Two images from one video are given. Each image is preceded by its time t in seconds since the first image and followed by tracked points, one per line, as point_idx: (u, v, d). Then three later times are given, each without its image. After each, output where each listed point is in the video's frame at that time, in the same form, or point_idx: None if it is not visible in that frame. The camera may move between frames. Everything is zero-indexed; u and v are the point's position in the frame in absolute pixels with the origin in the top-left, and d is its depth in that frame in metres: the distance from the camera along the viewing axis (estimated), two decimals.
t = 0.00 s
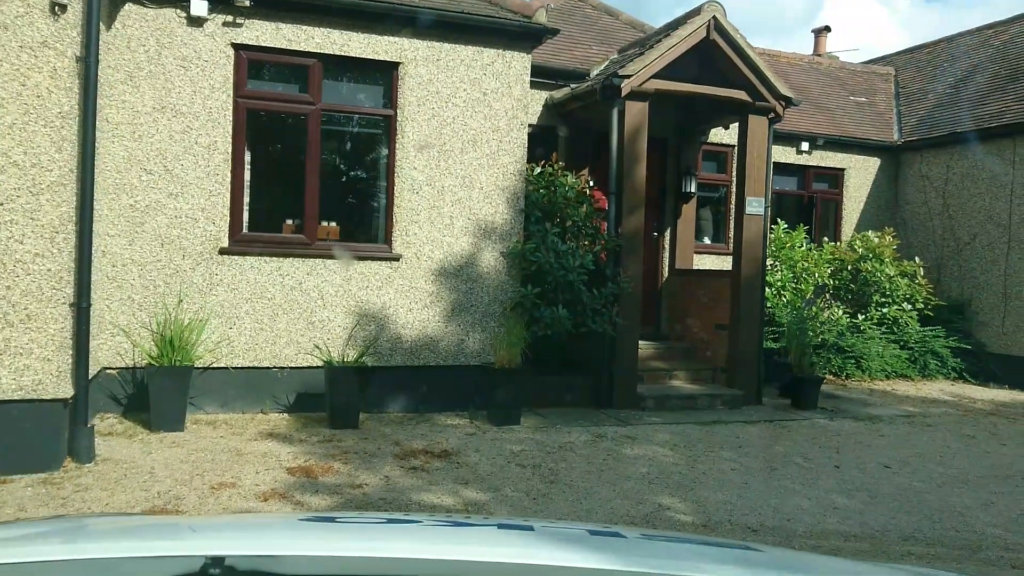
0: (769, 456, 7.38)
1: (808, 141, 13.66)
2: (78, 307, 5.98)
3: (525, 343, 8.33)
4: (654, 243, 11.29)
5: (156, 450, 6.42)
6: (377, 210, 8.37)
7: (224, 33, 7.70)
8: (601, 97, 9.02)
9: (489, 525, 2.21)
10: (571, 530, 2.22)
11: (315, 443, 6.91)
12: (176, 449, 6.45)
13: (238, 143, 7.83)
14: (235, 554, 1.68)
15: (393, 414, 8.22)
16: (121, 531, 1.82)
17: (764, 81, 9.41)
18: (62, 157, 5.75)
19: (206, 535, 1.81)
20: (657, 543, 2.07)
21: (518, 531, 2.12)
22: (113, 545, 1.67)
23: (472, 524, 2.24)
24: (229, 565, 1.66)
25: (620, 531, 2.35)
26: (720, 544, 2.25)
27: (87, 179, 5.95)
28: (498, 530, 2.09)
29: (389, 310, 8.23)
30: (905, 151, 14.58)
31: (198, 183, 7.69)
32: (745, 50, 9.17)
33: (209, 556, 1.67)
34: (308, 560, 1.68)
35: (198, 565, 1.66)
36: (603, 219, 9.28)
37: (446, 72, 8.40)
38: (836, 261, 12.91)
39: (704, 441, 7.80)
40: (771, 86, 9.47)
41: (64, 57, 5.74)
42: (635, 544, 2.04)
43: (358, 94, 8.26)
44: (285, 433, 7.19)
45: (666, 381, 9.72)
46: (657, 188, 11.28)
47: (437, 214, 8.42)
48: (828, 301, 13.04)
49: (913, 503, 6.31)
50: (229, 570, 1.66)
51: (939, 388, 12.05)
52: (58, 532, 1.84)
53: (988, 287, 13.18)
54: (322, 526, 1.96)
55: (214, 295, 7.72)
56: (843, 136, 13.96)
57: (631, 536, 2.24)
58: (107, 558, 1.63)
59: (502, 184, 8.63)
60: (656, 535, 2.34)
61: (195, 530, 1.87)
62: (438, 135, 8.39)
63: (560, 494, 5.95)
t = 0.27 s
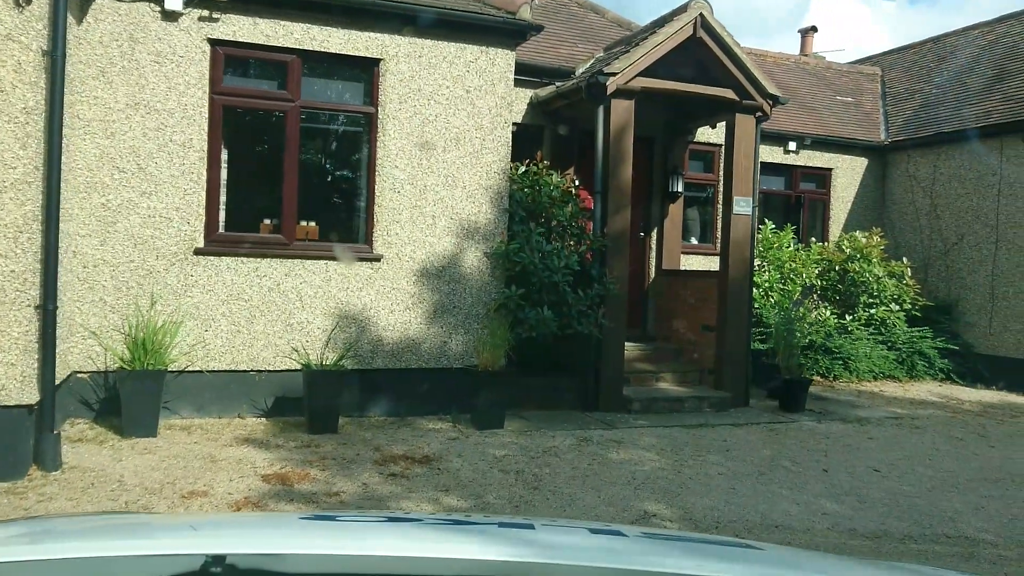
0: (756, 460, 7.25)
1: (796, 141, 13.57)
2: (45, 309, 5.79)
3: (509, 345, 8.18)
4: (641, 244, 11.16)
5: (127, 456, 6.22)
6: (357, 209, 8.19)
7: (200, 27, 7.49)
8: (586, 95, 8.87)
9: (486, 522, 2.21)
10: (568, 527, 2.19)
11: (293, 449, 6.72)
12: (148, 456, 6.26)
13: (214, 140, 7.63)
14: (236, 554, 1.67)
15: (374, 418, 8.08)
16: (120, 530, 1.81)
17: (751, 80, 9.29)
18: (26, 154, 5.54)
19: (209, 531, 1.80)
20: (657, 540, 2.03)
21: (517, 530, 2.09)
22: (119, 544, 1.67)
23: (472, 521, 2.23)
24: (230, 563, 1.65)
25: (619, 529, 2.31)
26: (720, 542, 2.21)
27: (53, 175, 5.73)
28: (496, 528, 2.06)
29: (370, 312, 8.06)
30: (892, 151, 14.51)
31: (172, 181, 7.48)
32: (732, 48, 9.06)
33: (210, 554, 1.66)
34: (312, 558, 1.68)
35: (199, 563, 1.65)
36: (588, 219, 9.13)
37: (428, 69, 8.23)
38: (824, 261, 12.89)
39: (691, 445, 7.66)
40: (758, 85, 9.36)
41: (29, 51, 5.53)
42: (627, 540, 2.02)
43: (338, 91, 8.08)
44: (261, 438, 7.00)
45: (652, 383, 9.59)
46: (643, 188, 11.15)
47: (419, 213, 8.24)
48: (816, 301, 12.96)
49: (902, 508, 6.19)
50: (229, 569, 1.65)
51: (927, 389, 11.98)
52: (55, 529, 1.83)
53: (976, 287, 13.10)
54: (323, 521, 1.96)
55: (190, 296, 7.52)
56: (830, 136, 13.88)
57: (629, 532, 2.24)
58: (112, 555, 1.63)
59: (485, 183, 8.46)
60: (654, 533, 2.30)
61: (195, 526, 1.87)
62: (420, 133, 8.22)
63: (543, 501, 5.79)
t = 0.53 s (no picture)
0: (744, 464, 7.09)
1: (783, 139, 13.45)
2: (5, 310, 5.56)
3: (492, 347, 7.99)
4: (627, 243, 10.99)
5: (94, 464, 5.99)
6: (336, 208, 7.97)
7: (173, 20, 7.26)
8: (572, 91, 8.69)
9: (494, 522, 2.15)
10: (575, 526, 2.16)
11: (268, 455, 6.50)
12: (117, 464, 6.02)
13: (188, 137, 7.39)
14: (239, 552, 1.65)
15: (354, 422, 7.89)
16: (124, 529, 1.80)
17: (739, 77, 9.14)
18: None
19: (212, 530, 1.78)
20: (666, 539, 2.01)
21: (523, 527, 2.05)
22: (123, 543, 1.66)
23: (477, 519, 2.19)
24: (236, 562, 1.62)
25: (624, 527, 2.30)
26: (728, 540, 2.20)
27: (13, 170, 5.48)
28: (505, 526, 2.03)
29: (350, 313, 7.84)
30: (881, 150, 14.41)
31: (144, 178, 7.24)
32: (720, 44, 8.90)
33: (215, 553, 1.63)
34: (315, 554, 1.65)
35: (205, 562, 1.63)
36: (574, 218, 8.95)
37: (409, 63, 8.02)
38: (812, 260, 12.74)
39: (678, 448, 7.50)
40: (746, 81, 9.21)
41: None
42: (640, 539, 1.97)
43: (317, 86, 7.86)
44: (236, 444, 6.77)
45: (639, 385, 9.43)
46: (630, 186, 10.97)
47: (400, 212, 8.04)
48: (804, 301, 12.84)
49: (894, 514, 6.03)
50: (234, 568, 1.62)
51: (916, 390, 11.87)
52: (61, 530, 1.82)
53: (965, 287, 12.98)
54: (326, 520, 1.93)
55: (163, 298, 7.28)
56: (818, 135, 13.76)
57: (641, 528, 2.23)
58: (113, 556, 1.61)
59: (469, 181, 8.27)
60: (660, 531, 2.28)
61: (200, 524, 1.86)
62: (402, 129, 8.02)
63: (526, 509, 5.60)
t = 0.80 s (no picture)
0: (734, 470, 6.90)
1: (773, 138, 13.29)
2: None
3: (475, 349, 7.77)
4: (615, 242, 10.78)
5: (58, 473, 5.73)
6: (314, 207, 7.73)
7: (143, 11, 7.01)
8: (558, 87, 8.48)
9: (497, 526, 2.14)
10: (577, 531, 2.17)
11: (241, 462, 6.26)
12: (81, 473, 5.77)
13: (159, 132, 7.13)
14: (242, 555, 1.63)
15: (333, 427, 7.66)
16: (124, 532, 1.78)
17: (728, 73, 8.96)
18: None
19: (215, 533, 1.76)
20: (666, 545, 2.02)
21: (527, 532, 2.04)
22: (123, 544, 1.64)
23: (478, 524, 2.18)
24: (238, 566, 1.60)
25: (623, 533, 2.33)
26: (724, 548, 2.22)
27: None
28: (507, 530, 2.04)
29: (329, 315, 7.60)
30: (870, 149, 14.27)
31: (113, 175, 6.98)
32: (708, 39, 8.71)
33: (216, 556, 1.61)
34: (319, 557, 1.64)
35: (207, 565, 1.60)
36: (560, 217, 8.74)
37: (390, 58, 7.79)
38: (802, 261, 12.66)
39: (666, 454, 7.30)
40: (736, 78, 9.02)
41: None
42: (644, 545, 2.03)
43: (294, 80, 7.61)
44: (208, 451, 6.52)
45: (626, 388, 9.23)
46: (618, 185, 10.77)
47: (380, 210, 7.81)
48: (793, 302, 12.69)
49: (888, 522, 5.84)
50: (237, 571, 1.60)
51: (907, 392, 11.73)
52: (56, 533, 1.80)
53: (954, 287, 12.85)
54: (327, 527, 1.92)
55: (133, 299, 7.03)
56: (808, 134, 13.61)
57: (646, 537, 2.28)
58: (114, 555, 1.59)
59: (451, 179, 8.05)
60: (658, 537, 2.31)
61: (200, 528, 1.84)
62: (382, 125, 7.79)
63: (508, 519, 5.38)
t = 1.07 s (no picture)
0: (724, 475, 6.72)
1: (764, 136, 13.14)
2: None
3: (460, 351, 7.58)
4: (604, 241, 10.60)
5: (22, 481, 5.50)
6: (294, 204, 7.51)
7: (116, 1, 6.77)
8: (545, 82, 8.30)
9: (498, 526, 2.12)
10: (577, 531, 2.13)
11: (216, 468, 6.04)
12: (47, 481, 5.54)
13: (133, 127, 6.90)
14: (243, 555, 1.65)
15: (314, 430, 7.46)
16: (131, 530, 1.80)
17: (719, 68, 8.79)
18: None
19: (218, 532, 1.78)
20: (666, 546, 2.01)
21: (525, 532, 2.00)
22: (131, 545, 1.67)
23: (476, 524, 2.13)
24: (238, 566, 1.62)
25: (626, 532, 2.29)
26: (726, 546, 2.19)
27: None
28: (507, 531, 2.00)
29: (309, 315, 7.39)
30: (861, 147, 14.14)
31: (84, 170, 6.74)
32: (698, 33, 8.55)
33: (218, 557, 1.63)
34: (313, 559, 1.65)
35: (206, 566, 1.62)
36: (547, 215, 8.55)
37: (373, 51, 7.58)
38: (793, 260, 12.51)
39: (656, 458, 7.12)
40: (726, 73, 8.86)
41: None
42: (635, 544, 1.99)
43: (274, 74, 7.40)
44: (182, 457, 6.30)
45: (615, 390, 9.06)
46: (607, 183, 10.59)
47: (363, 208, 7.59)
48: (784, 302, 12.56)
49: (883, 528, 5.68)
50: (238, 571, 1.62)
51: (899, 393, 11.61)
52: (72, 530, 1.84)
53: (946, 287, 12.73)
54: (329, 525, 1.94)
55: (105, 299, 6.79)
56: (799, 132, 13.47)
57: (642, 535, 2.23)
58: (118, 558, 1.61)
59: (436, 176, 7.84)
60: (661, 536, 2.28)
61: (204, 526, 1.85)
62: (364, 120, 7.57)
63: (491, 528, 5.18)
